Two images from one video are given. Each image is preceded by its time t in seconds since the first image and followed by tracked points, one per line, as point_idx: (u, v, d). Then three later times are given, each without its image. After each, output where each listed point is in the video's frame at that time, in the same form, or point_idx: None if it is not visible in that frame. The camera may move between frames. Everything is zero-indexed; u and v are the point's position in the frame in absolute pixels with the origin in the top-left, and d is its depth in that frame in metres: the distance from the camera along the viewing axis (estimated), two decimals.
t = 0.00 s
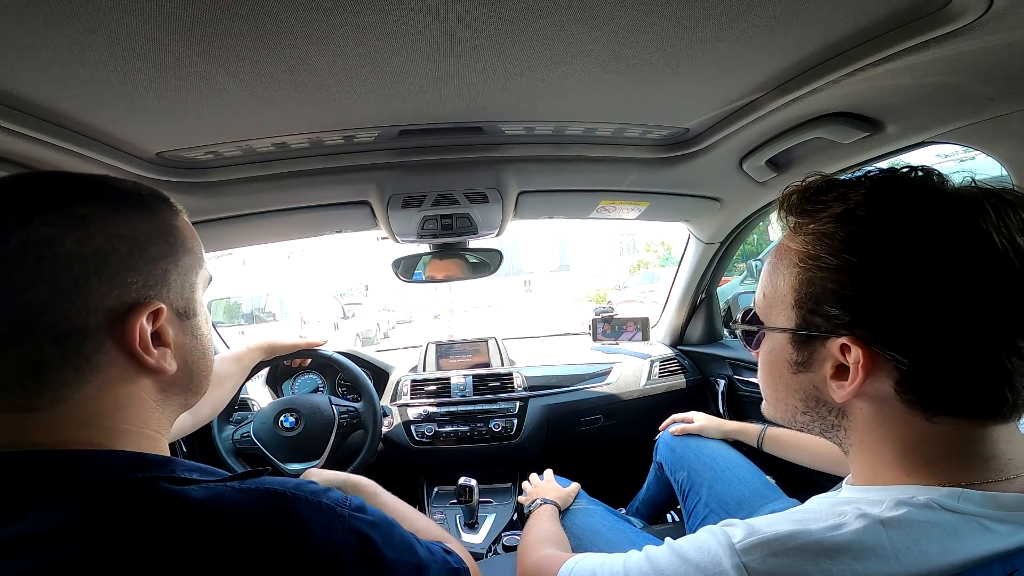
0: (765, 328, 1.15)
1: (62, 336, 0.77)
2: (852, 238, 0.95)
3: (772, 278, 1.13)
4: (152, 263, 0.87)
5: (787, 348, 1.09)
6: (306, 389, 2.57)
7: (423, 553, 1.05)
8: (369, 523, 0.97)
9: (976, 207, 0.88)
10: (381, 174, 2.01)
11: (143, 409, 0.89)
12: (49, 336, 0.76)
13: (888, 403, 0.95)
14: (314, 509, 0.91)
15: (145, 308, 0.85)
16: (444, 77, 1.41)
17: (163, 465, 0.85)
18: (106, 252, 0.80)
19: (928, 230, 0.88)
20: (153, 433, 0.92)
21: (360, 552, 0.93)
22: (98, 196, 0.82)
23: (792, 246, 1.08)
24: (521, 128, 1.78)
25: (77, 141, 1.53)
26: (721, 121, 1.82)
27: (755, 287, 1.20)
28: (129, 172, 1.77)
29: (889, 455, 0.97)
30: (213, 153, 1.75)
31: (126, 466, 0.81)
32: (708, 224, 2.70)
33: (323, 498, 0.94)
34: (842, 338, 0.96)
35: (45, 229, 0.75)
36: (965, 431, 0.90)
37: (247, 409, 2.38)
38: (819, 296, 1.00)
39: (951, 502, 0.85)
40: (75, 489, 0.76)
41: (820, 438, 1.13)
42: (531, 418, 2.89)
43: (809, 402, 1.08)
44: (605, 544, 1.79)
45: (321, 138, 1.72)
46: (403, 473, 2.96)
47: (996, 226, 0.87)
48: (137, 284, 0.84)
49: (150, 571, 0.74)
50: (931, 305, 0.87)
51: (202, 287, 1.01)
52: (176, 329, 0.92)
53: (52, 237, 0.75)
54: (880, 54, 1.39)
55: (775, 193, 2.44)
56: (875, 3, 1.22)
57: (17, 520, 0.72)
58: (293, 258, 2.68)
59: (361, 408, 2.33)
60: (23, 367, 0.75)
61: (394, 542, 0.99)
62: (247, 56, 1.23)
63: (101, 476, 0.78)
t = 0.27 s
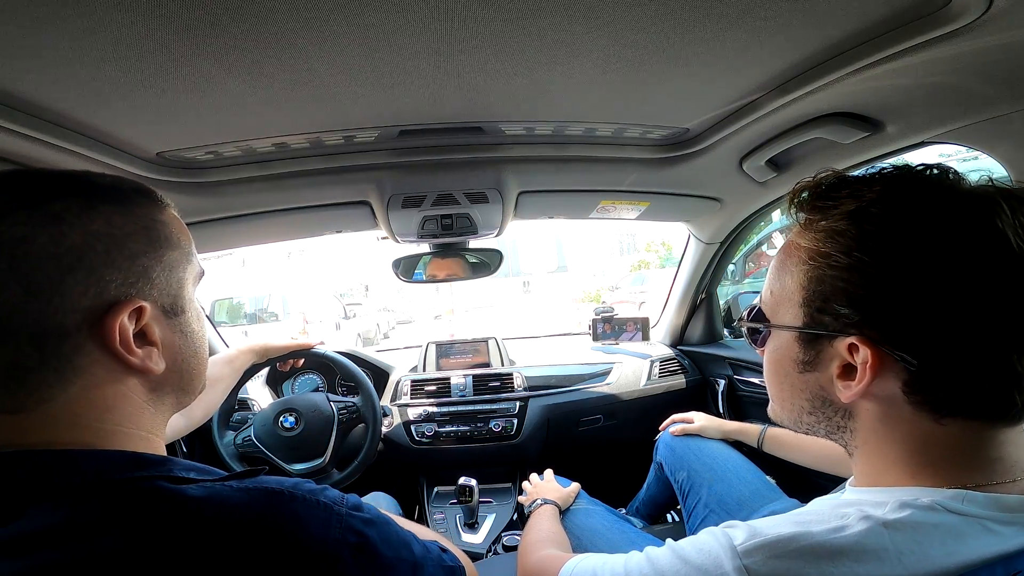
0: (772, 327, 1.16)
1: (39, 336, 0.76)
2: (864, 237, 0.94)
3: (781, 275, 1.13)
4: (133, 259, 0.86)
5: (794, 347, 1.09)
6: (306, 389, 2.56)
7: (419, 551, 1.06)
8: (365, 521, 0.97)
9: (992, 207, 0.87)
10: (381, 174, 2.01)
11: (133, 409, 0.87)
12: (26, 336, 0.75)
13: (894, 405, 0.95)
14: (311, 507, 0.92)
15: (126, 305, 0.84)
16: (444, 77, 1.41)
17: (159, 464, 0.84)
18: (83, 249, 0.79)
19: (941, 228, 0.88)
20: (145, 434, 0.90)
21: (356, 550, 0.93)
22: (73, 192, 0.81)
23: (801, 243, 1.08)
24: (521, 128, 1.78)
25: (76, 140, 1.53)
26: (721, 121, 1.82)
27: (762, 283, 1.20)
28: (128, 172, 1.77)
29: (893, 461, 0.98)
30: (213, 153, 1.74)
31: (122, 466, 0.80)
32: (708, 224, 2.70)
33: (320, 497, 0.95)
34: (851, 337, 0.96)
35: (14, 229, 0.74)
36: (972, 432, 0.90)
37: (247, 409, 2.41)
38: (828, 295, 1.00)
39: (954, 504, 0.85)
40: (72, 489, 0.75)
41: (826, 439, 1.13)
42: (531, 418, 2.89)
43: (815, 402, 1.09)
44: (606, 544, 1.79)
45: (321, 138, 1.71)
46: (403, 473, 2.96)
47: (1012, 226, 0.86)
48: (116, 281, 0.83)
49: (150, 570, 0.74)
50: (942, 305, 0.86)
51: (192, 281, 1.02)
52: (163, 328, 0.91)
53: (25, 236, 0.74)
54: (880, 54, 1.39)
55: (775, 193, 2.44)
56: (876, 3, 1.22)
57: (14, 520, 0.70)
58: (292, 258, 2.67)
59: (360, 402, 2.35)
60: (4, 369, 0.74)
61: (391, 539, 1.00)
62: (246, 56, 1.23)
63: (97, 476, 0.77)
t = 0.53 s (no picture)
0: (751, 338, 1.16)
1: (54, 334, 0.76)
2: (820, 244, 0.96)
3: (753, 289, 1.15)
4: (141, 258, 0.87)
5: (772, 354, 1.09)
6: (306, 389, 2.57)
7: (419, 553, 1.06)
8: (366, 524, 0.98)
9: (935, 204, 0.89)
10: (381, 174, 2.01)
11: (133, 406, 0.87)
12: (41, 334, 0.75)
13: (873, 402, 0.95)
14: (310, 510, 0.92)
15: (139, 303, 0.85)
16: (445, 77, 1.41)
17: (159, 466, 0.84)
18: (98, 247, 0.80)
19: (892, 229, 0.89)
20: (145, 432, 0.90)
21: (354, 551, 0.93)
22: (87, 190, 0.82)
23: (767, 255, 1.10)
24: (521, 128, 1.78)
25: (77, 140, 1.53)
26: (721, 121, 1.82)
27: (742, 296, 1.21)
28: (129, 172, 1.78)
29: (879, 457, 0.98)
30: (213, 153, 1.75)
31: (121, 468, 0.80)
32: (708, 224, 2.70)
33: (321, 499, 0.95)
34: (820, 340, 0.97)
35: (30, 226, 0.74)
36: (948, 424, 0.90)
37: (247, 409, 2.42)
38: (797, 301, 1.01)
39: (944, 499, 0.85)
40: (70, 491, 0.75)
41: (815, 443, 1.12)
42: (531, 418, 2.89)
43: (799, 405, 1.08)
44: (605, 544, 1.80)
45: (321, 138, 1.72)
46: (403, 473, 2.96)
47: (954, 223, 0.87)
48: (127, 279, 0.84)
49: (151, 570, 0.74)
50: (904, 301, 0.87)
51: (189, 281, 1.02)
52: (166, 325, 0.92)
53: (43, 233, 0.75)
54: (881, 54, 1.39)
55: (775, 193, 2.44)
56: (875, 3, 1.22)
57: (14, 522, 0.71)
58: (293, 258, 2.68)
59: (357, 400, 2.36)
60: (14, 367, 0.74)
61: (391, 542, 1.00)
62: (248, 56, 1.23)
63: (95, 478, 0.77)
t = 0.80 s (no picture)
0: (760, 336, 1.16)
1: (68, 330, 0.77)
2: (836, 240, 0.96)
3: (763, 285, 1.14)
4: (147, 259, 0.87)
5: (782, 351, 1.09)
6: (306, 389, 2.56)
7: (417, 551, 1.05)
8: (363, 521, 0.96)
9: (956, 204, 0.89)
10: (381, 174, 2.01)
11: (132, 402, 0.86)
12: (56, 329, 0.75)
13: (883, 402, 0.95)
14: (307, 506, 0.90)
15: (146, 300, 0.85)
16: (444, 77, 1.41)
17: (157, 464, 0.83)
18: (110, 246, 0.81)
19: (911, 228, 0.89)
20: (144, 429, 0.90)
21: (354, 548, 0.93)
22: (93, 194, 0.82)
23: (780, 251, 1.09)
24: (520, 128, 1.78)
25: (76, 140, 1.53)
26: (721, 121, 1.82)
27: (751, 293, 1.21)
28: (129, 172, 1.77)
29: (886, 457, 0.98)
30: (213, 153, 1.75)
31: (120, 466, 0.79)
32: (708, 223, 2.70)
33: (318, 496, 0.94)
34: (834, 338, 0.97)
35: (51, 223, 0.75)
36: (962, 428, 0.90)
37: (248, 409, 2.41)
38: (809, 299, 1.00)
39: (948, 500, 0.85)
40: (69, 490, 0.74)
41: (820, 441, 1.13)
42: (531, 418, 2.89)
43: (806, 404, 1.08)
44: (606, 544, 1.80)
45: (320, 137, 1.71)
46: (403, 473, 2.96)
47: (977, 222, 0.87)
48: (137, 278, 0.85)
49: (151, 571, 0.74)
50: (920, 302, 0.87)
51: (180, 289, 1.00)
52: (166, 323, 0.92)
53: (59, 230, 0.76)
54: (880, 54, 1.39)
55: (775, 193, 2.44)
56: (876, 3, 1.22)
57: (13, 518, 0.71)
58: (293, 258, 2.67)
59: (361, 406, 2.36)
60: (24, 365, 0.74)
61: (388, 539, 0.99)
62: (247, 56, 1.23)
63: (93, 477, 0.77)
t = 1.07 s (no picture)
0: (758, 338, 1.16)
1: (70, 325, 0.77)
2: (828, 242, 0.96)
3: (759, 288, 1.14)
4: (139, 262, 0.89)
5: (779, 354, 1.09)
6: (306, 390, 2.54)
7: (413, 547, 1.02)
8: (355, 517, 0.94)
9: (948, 204, 0.89)
10: (381, 174, 2.01)
11: (122, 399, 0.87)
12: (60, 325, 0.76)
13: (880, 404, 0.95)
14: (299, 502, 0.89)
15: (140, 297, 0.87)
16: (445, 76, 1.41)
17: (148, 461, 0.83)
18: (110, 245, 0.82)
19: (902, 229, 0.89)
20: (133, 427, 0.89)
21: (351, 551, 0.91)
22: (91, 198, 0.83)
23: (774, 253, 1.10)
24: (521, 128, 1.78)
25: (76, 141, 1.53)
26: (720, 121, 1.82)
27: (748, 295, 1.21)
28: (129, 172, 1.77)
29: (884, 459, 0.98)
30: (213, 153, 1.75)
31: (111, 463, 0.79)
32: (708, 224, 2.70)
33: (310, 492, 0.92)
34: (829, 340, 0.97)
35: (56, 221, 0.76)
36: (959, 428, 0.90)
37: (247, 409, 2.40)
38: (804, 301, 1.01)
39: (946, 502, 0.85)
40: (61, 489, 0.74)
41: (818, 442, 1.13)
42: (530, 418, 2.89)
43: (804, 406, 1.09)
44: (605, 544, 1.80)
45: (320, 137, 1.72)
46: (403, 473, 2.96)
47: (969, 222, 0.87)
48: (132, 277, 0.86)
49: (145, 569, 0.74)
50: (913, 303, 0.87)
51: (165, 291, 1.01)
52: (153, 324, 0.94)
53: (65, 229, 0.77)
54: (880, 55, 1.39)
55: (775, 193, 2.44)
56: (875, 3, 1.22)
57: (5, 517, 0.71)
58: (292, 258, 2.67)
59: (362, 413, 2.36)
60: (26, 360, 0.74)
61: (382, 534, 0.96)
62: (248, 56, 1.23)
63: (84, 474, 0.76)
